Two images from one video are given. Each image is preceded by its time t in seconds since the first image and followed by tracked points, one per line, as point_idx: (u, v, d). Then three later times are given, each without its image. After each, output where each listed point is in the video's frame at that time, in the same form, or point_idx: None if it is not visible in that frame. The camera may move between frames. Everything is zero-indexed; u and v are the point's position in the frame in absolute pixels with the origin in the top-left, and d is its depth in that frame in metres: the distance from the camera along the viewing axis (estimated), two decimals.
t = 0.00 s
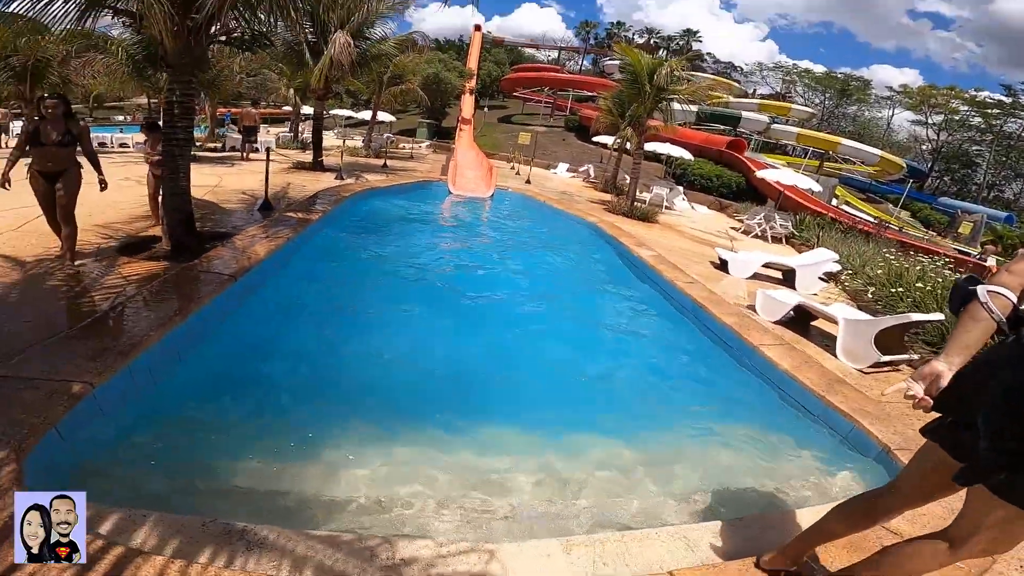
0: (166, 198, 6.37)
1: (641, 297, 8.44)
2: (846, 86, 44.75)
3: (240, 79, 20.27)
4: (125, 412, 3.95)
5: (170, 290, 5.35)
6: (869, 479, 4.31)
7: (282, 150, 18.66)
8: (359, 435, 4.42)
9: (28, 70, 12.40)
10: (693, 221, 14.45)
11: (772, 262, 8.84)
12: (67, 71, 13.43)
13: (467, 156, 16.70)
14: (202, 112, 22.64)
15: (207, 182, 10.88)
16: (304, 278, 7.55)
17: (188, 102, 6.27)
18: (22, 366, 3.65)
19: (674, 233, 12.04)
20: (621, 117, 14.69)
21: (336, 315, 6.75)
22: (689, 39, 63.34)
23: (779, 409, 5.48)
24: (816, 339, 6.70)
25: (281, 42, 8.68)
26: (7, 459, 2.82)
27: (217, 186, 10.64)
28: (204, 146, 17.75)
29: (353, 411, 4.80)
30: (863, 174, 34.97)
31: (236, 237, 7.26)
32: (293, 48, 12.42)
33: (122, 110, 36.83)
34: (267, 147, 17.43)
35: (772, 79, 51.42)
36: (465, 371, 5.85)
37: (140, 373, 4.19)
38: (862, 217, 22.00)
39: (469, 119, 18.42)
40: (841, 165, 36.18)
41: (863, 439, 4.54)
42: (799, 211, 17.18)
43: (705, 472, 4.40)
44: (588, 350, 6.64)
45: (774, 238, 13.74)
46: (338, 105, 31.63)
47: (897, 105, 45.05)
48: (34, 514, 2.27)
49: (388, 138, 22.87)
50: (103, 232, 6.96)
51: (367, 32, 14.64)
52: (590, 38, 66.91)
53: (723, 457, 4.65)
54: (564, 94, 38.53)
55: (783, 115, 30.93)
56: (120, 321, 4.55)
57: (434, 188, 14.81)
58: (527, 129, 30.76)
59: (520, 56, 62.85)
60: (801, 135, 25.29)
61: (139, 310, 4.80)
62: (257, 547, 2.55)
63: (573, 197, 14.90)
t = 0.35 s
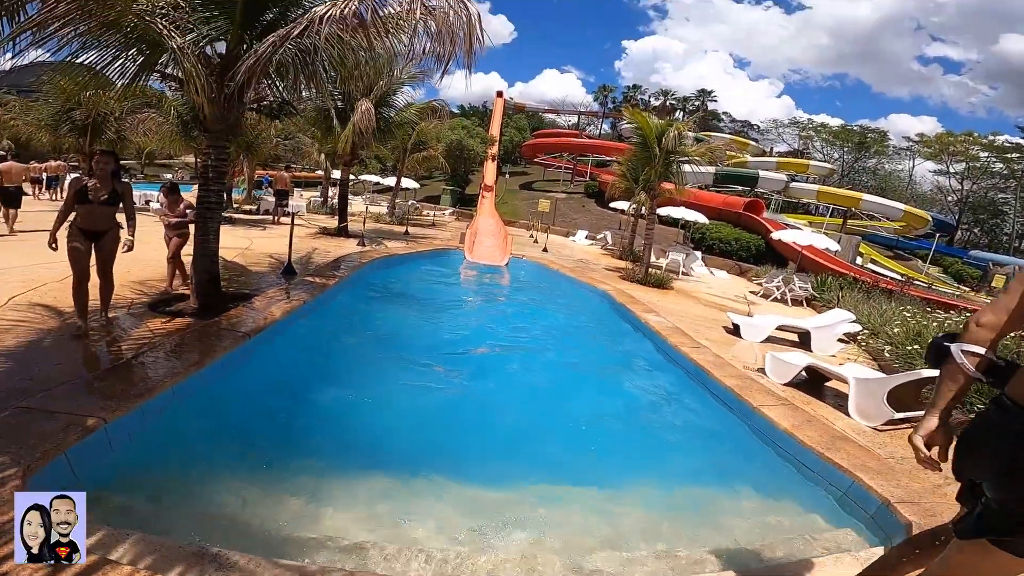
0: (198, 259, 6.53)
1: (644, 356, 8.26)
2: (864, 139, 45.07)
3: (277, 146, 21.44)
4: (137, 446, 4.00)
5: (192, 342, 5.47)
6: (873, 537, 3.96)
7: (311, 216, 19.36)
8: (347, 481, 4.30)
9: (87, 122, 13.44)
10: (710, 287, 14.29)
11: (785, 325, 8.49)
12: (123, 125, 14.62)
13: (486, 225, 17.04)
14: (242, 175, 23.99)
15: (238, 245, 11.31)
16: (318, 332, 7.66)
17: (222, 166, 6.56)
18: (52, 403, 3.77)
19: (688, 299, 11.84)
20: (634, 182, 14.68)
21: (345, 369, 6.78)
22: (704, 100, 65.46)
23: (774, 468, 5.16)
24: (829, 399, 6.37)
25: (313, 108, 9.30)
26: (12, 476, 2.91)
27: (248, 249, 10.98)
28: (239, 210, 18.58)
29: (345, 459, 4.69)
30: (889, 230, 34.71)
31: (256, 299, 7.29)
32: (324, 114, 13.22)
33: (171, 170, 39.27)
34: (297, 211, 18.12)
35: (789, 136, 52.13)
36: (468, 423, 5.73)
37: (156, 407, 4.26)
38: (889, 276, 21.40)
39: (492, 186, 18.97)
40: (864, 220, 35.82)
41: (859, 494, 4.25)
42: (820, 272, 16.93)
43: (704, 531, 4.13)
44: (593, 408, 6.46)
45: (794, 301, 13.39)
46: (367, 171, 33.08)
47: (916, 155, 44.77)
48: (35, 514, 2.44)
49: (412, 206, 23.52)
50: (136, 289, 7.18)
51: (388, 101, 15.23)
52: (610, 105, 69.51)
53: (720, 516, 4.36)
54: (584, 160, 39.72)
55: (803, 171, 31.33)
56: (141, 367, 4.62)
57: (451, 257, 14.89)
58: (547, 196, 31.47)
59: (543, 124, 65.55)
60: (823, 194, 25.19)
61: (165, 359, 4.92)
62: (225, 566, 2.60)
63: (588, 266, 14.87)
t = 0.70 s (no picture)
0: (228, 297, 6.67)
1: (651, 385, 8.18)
2: (889, 166, 44.55)
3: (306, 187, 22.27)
4: (161, 457, 4.13)
5: (219, 368, 5.67)
6: (870, 562, 3.82)
7: (337, 255, 19.77)
8: (351, 500, 4.32)
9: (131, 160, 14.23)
10: (731, 322, 14.08)
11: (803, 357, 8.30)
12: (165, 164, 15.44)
13: (506, 265, 17.18)
14: (273, 213, 24.85)
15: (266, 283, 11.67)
16: (337, 360, 7.82)
17: (251, 207, 6.73)
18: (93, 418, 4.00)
19: (707, 336, 11.61)
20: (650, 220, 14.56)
21: (361, 397, 6.87)
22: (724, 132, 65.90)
23: (771, 490, 5.01)
24: (844, 430, 6.18)
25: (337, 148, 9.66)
26: (44, 478, 3.14)
27: (275, 286, 11.24)
28: (269, 249, 19.13)
29: (351, 479, 4.72)
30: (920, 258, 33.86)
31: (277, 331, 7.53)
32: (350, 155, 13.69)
33: (208, 210, 40.94)
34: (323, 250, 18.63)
35: (811, 166, 51.90)
36: (477, 448, 5.73)
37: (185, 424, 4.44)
38: (921, 307, 20.73)
39: (514, 225, 19.17)
40: (894, 250, 35.05)
41: (857, 519, 4.13)
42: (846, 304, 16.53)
43: (706, 554, 4.02)
44: (601, 436, 6.38)
45: (819, 335, 13.05)
46: (393, 211, 33.94)
47: (945, 180, 44.00)
48: (34, 515, 2.49)
49: (435, 245, 23.83)
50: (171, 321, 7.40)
51: (410, 141, 15.60)
52: (631, 140, 70.33)
53: (720, 541, 4.23)
54: (604, 197, 40.08)
55: (828, 202, 31.05)
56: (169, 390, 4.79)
57: (470, 295, 14.85)
58: (568, 235, 31.68)
59: (564, 161, 66.60)
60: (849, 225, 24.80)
61: (190, 382, 5.05)
62: (222, 564, 2.72)
63: (605, 304, 14.75)
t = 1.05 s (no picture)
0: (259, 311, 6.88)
1: (666, 396, 8.14)
2: (913, 171, 43.78)
3: (328, 202, 22.73)
4: (198, 457, 4.32)
5: (252, 375, 5.86)
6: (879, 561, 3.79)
7: (358, 269, 20.06)
8: (374, 499, 4.43)
9: (164, 177, 14.74)
10: (750, 332, 13.95)
11: (821, 365, 8.21)
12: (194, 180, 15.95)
13: (523, 278, 17.24)
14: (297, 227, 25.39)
15: (291, 295, 11.94)
16: (362, 368, 7.97)
17: (280, 223, 6.97)
18: (142, 422, 4.24)
19: (726, 346, 11.49)
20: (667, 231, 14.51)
21: (387, 402, 6.99)
22: (741, 141, 65.47)
23: (785, 496, 4.95)
24: (861, 436, 6.12)
25: (360, 164, 9.87)
26: (101, 475, 3.37)
27: (300, 299, 11.48)
28: (292, 263, 19.51)
29: (374, 479, 4.83)
30: (947, 266, 33.13)
31: (307, 342, 7.75)
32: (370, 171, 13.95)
33: (232, 225, 41.78)
34: (345, 264, 18.95)
35: (832, 173, 51.24)
36: (499, 451, 5.81)
37: (223, 426, 4.66)
38: (949, 315, 20.21)
39: (531, 238, 19.26)
40: (920, 257, 34.28)
41: (865, 520, 4.10)
42: (869, 312, 16.26)
43: (724, 553, 4.03)
44: (621, 441, 6.39)
45: (841, 344, 12.82)
46: (412, 225, 34.39)
47: (971, 186, 43.13)
48: (34, 515, 2.46)
49: (453, 259, 24.02)
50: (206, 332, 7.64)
51: (429, 156, 15.90)
52: (649, 151, 70.19)
53: (732, 540, 4.23)
54: (621, 208, 40.06)
55: (850, 210, 30.59)
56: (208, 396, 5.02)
57: (488, 308, 14.89)
58: (586, 246, 31.68)
59: (581, 173, 66.79)
60: (872, 232, 24.39)
61: (225, 390, 5.25)
62: (261, 555, 2.88)
63: (623, 316, 14.70)
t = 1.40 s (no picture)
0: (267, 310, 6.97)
1: (664, 386, 8.22)
2: (907, 163, 43.89)
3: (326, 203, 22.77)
4: (215, 453, 4.42)
5: (262, 373, 5.95)
6: (871, 541, 3.90)
7: (358, 269, 20.11)
8: (386, 487, 4.52)
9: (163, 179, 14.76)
10: (748, 324, 14.04)
11: (816, 355, 8.31)
12: (193, 182, 15.97)
13: (522, 274, 17.30)
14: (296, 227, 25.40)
15: (293, 295, 12.01)
16: (368, 365, 8.05)
17: (286, 223, 7.03)
18: (168, 419, 4.39)
19: (724, 338, 11.58)
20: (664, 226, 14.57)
21: (394, 396, 7.08)
22: (737, 135, 65.51)
23: (779, 481, 5.04)
24: (854, 423, 6.22)
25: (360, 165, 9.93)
26: (129, 468, 3.50)
27: (302, 299, 11.54)
28: (293, 264, 19.56)
29: (386, 469, 4.92)
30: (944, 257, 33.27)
31: (314, 339, 7.84)
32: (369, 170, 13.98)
33: (230, 227, 41.71)
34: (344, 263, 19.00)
35: (828, 165, 51.34)
36: (507, 440, 5.90)
37: (239, 422, 4.78)
38: (944, 305, 20.32)
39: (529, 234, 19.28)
40: (916, 249, 34.43)
41: (857, 502, 4.19)
42: (865, 303, 16.38)
43: (728, 534, 4.13)
44: (625, 430, 6.47)
45: (837, 335, 12.91)
46: (410, 224, 34.41)
47: (965, 177, 43.30)
48: (34, 515, 2.50)
49: (452, 257, 24.08)
50: (214, 331, 7.70)
51: (427, 155, 15.99)
52: (645, 146, 70.12)
53: (734, 522, 4.34)
54: (618, 204, 40.12)
55: (846, 202, 30.71)
56: (225, 392, 5.20)
57: (487, 304, 14.92)
58: (584, 242, 31.75)
59: (578, 169, 66.80)
60: (868, 224, 24.49)
61: (239, 386, 5.39)
62: (284, 540, 3.00)
63: (621, 310, 14.78)
